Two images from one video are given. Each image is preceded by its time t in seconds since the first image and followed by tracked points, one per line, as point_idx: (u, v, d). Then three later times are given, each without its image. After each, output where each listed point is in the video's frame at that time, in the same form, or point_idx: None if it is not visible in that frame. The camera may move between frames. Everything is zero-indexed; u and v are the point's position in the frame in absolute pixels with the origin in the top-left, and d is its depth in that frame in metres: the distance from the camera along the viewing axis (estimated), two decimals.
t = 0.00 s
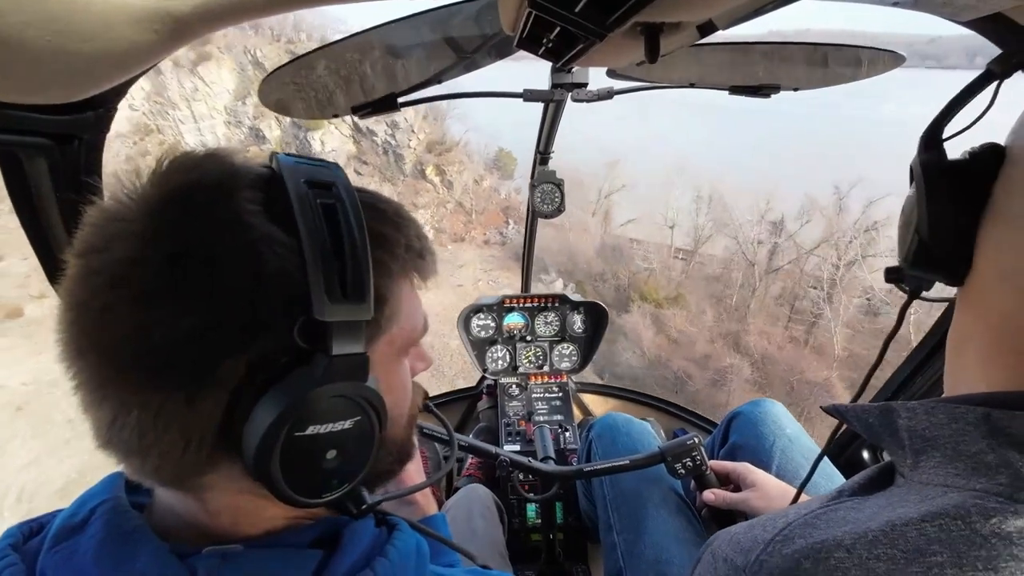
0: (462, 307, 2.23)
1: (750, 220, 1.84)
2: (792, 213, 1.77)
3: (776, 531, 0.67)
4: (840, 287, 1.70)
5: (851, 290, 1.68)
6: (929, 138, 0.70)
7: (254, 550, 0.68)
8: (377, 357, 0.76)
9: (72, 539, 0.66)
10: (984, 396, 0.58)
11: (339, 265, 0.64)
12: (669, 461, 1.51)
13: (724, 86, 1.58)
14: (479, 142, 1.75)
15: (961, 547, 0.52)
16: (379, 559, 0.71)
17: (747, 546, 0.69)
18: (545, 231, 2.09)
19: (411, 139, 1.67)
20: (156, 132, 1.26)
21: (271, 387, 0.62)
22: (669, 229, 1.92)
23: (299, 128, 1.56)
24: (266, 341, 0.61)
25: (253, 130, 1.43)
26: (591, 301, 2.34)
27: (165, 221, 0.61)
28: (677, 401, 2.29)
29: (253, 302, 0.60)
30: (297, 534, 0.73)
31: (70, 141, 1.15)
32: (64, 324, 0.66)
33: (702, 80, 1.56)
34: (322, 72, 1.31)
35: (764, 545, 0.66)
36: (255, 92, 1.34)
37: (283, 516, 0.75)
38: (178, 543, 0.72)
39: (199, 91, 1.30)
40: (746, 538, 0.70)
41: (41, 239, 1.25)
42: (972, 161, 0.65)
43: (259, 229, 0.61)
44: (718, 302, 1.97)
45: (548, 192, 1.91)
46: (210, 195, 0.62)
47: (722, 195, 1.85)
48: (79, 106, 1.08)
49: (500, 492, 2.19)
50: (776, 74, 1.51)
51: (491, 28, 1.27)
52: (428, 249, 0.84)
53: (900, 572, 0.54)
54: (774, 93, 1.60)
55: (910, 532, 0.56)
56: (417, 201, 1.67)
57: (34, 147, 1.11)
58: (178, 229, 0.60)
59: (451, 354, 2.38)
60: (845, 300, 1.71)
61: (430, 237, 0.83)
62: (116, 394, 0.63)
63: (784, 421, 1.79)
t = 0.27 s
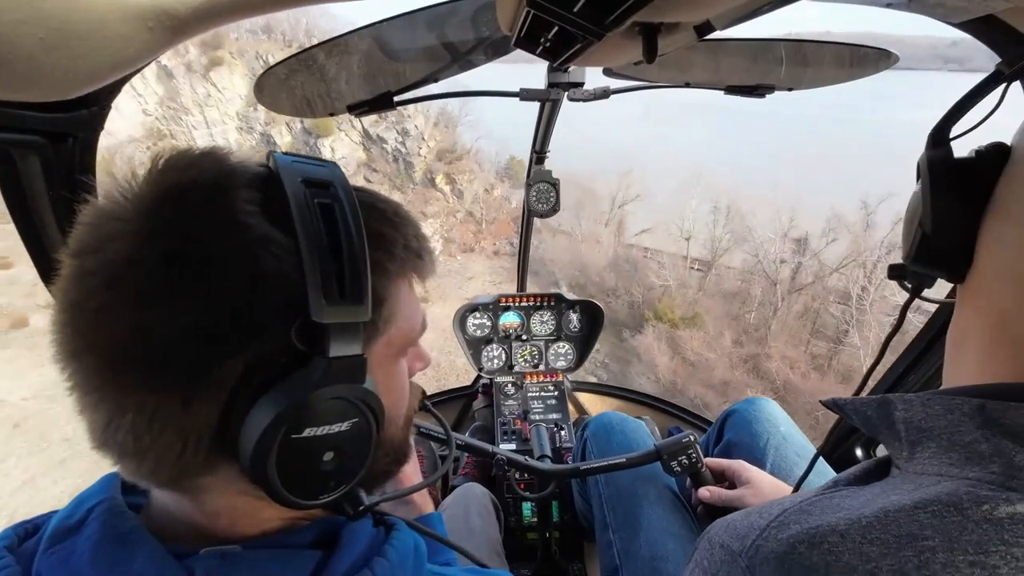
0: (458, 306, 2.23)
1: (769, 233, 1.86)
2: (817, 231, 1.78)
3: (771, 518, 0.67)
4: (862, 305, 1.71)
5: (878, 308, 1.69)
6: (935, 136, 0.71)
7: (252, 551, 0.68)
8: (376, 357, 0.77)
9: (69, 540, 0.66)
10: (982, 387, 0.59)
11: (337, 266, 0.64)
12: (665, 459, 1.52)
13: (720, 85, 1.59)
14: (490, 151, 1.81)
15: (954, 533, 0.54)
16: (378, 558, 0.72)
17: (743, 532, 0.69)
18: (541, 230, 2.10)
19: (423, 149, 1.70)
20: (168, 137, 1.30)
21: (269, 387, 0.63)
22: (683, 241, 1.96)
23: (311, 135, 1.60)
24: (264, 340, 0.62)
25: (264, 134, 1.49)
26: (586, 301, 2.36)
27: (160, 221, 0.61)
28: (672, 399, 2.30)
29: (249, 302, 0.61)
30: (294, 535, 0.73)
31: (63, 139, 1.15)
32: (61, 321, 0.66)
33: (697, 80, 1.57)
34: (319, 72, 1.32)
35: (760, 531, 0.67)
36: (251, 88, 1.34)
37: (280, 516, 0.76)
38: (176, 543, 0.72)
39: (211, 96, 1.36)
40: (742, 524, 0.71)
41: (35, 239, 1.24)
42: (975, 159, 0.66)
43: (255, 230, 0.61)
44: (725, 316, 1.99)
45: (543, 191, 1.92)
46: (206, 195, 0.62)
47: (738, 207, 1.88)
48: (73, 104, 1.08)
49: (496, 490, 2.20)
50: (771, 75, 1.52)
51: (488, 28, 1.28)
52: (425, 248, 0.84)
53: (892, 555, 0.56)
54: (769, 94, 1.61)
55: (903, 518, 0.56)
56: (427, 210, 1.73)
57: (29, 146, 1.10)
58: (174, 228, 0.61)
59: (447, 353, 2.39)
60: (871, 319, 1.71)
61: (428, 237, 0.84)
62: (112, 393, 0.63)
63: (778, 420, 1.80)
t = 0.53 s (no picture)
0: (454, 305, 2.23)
1: (793, 251, 1.92)
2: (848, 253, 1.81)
3: (774, 520, 0.67)
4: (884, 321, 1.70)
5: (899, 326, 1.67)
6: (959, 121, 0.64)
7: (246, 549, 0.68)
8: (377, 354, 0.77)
9: (61, 540, 0.65)
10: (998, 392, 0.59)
11: (346, 266, 0.64)
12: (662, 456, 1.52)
13: (716, 85, 1.60)
14: (503, 163, 1.93)
15: (960, 538, 0.54)
16: (374, 556, 0.71)
17: (746, 536, 0.69)
18: (537, 229, 2.10)
19: (432, 160, 1.83)
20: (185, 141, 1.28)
21: (285, 391, 0.62)
22: (702, 256, 2.03)
23: (320, 143, 1.59)
24: (274, 343, 0.61)
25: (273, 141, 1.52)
26: (583, 300, 2.38)
27: (157, 224, 0.59)
28: (668, 398, 2.30)
29: (257, 306, 0.60)
30: (288, 532, 0.72)
31: (55, 137, 1.12)
32: (48, 332, 0.63)
33: (693, 80, 1.57)
34: (316, 71, 1.31)
35: (763, 535, 0.67)
36: (247, 87, 1.35)
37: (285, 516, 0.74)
38: (170, 543, 0.71)
39: (223, 104, 1.41)
40: (745, 529, 0.71)
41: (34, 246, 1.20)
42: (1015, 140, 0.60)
43: (260, 231, 0.60)
44: (742, 335, 2.05)
45: (539, 190, 1.92)
46: (203, 196, 0.61)
47: (758, 223, 1.98)
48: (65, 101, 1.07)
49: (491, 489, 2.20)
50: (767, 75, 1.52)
51: (484, 27, 1.28)
52: (418, 245, 0.83)
53: (900, 562, 0.56)
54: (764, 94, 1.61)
55: (907, 521, 0.57)
56: (435, 223, 1.91)
57: (21, 144, 1.09)
58: (172, 231, 0.59)
59: (443, 352, 2.39)
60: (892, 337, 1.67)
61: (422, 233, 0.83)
62: (111, 404, 0.61)
63: (773, 418, 1.80)
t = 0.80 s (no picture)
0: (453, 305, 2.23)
1: (814, 272, 1.92)
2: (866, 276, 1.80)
3: (769, 527, 0.67)
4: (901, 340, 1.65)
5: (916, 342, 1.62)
6: (953, 132, 0.63)
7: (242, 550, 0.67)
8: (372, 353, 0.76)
9: (58, 540, 0.65)
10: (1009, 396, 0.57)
11: (365, 266, 0.60)
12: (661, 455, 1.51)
13: (716, 85, 1.60)
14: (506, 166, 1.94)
15: (953, 541, 0.54)
16: (373, 556, 0.70)
17: (741, 542, 0.69)
18: (537, 228, 2.10)
19: (437, 170, 1.82)
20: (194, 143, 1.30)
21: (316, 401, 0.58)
22: (715, 272, 2.04)
23: (325, 152, 1.57)
24: (300, 354, 0.55)
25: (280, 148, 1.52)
26: (582, 300, 2.37)
27: (153, 235, 0.51)
28: (667, 397, 2.30)
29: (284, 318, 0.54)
30: (286, 530, 0.68)
31: (54, 135, 1.12)
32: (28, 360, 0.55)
33: (692, 80, 1.57)
34: (315, 71, 1.31)
35: (758, 542, 0.67)
36: (247, 88, 1.35)
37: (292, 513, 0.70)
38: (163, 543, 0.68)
39: (229, 113, 1.41)
40: (740, 536, 0.70)
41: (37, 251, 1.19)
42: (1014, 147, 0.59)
43: (274, 234, 0.54)
44: (751, 346, 2.05)
45: (539, 190, 1.91)
46: (200, 198, 0.53)
47: (773, 240, 2.00)
48: (64, 98, 1.07)
49: (490, 488, 2.19)
50: (766, 75, 1.52)
51: (483, 26, 1.28)
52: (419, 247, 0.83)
53: (893, 568, 0.56)
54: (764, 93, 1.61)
55: (901, 527, 0.57)
56: (438, 232, 1.82)
57: (19, 142, 1.08)
58: (172, 242, 0.51)
59: (442, 351, 2.39)
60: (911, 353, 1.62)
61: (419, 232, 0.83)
62: (115, 442, 0.53)
63: (772, 418, 1.80)
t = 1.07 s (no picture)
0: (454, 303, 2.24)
1: (833, 293, 1.87)
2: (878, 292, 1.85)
3: (765, 528, 0.67)
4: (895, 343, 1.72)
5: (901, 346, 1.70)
6: (944, 138, 0.63)
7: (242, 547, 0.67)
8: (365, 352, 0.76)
9: (59, 538, 0.65)
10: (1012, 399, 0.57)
11: (389, 260, 0.63)
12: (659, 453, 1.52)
13: (716, 85, 1.61)
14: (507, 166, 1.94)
15: (946, 542, 0.55)
16: (372, 554, 0.70)
17: (739, 543, 0.69)
18: (539, 227, 2.11)
19: (441, 183, 1.83)
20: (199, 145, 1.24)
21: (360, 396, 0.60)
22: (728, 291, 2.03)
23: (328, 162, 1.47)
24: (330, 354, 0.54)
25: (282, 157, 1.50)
26: (583, 299, 2.38)
27: (174, 244, 0.48)
28: (667, 396, 2.31)
29: (337, 324, 0.54)
30: (289, 527, 0.67)
31: (55, 134, 1.10)
32: (35, 383, 0.51)
33: (694, 80, 1.58)
34: (316, 69, 1.32)
35: (754, 542, 0.67)
36: (248, 88, 1.35)
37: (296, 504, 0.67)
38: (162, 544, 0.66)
39: (232, 122, 1.41)
40: (738, 537, 0.70)
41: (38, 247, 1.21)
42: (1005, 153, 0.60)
43: (298, 235, 0.53)
44: (765, 364, 2.07)
45: (540, 189, 1.92)
46: (228, 208, 0.51)
47: (787, 258, 1.98)
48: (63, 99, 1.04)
49: (491, 487, 2.20)
50: (767, 74, 1.52)
51: (485, 25, 1.28)
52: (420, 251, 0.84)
53: (887, 569, 0.57)
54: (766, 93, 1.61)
55: (898, 527, 0.57)
56: (440, 248, 1.89)
57: (19, 141, 1.07)
58: (195, 250, 0.49)
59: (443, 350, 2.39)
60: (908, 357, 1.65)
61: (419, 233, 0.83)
62: (142, 462, 0.50)
63: (773, 418, 1.80)
